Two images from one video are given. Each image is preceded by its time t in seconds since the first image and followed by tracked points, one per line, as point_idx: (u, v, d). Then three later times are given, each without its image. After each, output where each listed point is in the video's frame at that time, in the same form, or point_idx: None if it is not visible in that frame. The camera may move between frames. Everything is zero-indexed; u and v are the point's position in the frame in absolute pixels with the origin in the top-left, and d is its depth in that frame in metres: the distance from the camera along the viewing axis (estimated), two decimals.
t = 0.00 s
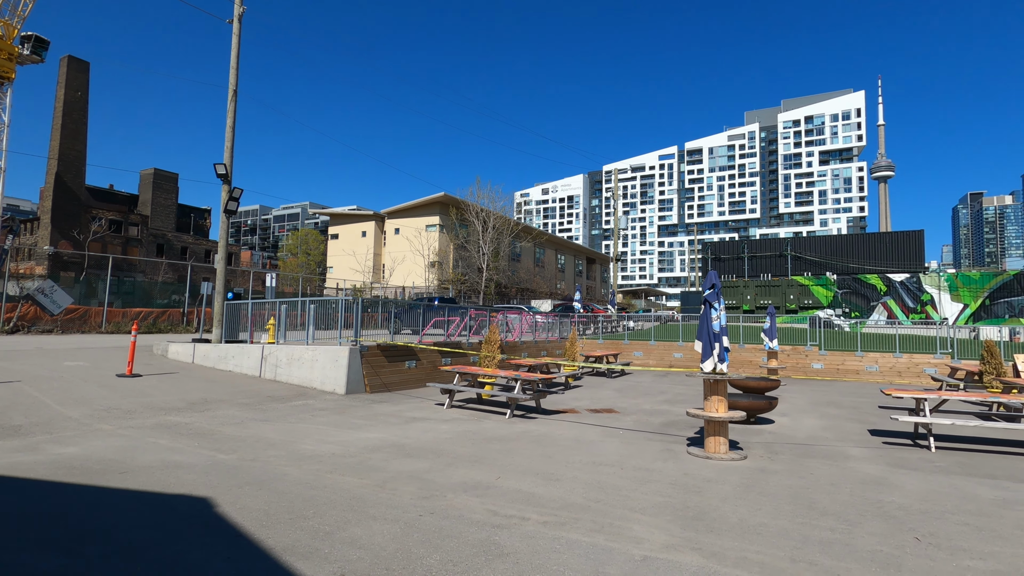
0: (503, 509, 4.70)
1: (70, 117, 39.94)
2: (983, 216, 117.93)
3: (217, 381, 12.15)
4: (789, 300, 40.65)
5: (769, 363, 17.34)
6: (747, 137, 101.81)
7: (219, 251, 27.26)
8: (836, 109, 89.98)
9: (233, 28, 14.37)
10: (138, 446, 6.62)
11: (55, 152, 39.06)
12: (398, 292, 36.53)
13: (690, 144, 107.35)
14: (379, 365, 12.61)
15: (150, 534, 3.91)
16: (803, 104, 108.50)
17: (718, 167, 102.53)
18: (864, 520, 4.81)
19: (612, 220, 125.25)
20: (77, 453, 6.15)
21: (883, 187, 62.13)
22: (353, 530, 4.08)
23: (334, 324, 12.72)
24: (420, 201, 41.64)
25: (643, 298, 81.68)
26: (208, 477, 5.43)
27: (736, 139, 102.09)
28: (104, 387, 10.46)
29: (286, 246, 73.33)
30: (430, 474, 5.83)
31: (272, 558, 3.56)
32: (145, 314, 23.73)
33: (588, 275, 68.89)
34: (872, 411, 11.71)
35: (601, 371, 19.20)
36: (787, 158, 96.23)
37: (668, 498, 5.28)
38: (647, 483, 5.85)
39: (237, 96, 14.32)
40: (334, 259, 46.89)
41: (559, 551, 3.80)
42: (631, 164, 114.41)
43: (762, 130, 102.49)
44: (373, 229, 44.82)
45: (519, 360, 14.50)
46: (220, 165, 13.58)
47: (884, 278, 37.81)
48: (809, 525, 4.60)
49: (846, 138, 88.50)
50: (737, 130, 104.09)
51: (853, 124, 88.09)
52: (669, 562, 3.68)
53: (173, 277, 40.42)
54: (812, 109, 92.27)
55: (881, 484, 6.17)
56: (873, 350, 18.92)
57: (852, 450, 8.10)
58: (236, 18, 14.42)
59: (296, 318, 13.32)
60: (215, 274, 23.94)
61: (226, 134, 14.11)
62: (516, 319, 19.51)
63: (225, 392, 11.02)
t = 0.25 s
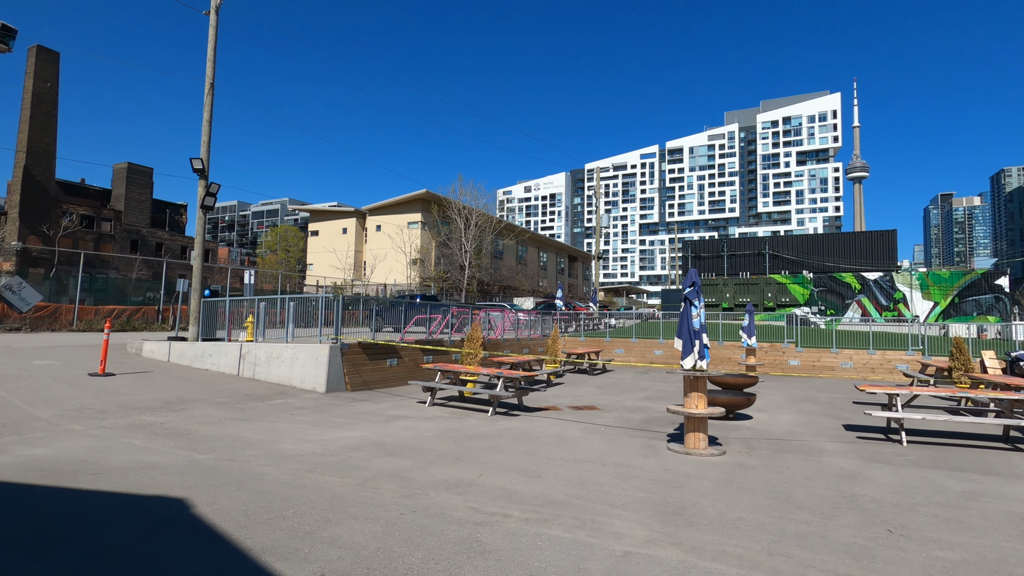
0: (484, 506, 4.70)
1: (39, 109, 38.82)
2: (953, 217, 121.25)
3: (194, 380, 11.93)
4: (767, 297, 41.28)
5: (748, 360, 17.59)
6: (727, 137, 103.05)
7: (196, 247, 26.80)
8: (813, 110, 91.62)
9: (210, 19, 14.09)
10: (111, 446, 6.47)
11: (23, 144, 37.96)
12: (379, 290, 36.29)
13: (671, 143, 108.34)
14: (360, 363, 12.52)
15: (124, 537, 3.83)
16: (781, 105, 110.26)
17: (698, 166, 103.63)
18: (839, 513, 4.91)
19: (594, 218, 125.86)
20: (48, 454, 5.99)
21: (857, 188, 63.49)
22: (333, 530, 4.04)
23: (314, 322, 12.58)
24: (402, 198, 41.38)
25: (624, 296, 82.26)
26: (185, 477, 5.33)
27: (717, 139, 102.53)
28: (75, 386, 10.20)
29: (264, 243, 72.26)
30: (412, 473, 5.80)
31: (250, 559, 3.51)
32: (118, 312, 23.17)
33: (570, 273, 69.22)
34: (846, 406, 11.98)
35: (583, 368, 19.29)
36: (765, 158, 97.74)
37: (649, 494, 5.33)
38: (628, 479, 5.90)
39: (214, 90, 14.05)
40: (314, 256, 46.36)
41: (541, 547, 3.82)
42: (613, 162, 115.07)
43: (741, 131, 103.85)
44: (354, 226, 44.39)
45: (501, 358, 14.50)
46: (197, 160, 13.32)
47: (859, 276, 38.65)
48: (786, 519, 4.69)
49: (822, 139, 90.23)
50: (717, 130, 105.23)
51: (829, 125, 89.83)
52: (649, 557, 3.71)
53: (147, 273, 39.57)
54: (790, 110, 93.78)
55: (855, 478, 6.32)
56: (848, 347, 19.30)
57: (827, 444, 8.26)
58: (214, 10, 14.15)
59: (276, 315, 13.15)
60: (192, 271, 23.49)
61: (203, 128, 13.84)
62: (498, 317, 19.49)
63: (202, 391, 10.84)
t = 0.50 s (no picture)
0: (467, 503, 4.70)
1: (7, 100, 37.65)
2: (925, 216, 124.32)
3: (170, 378, 11.71)
4: (745, 295, 41.64)
5: (727, 356, 17.85)
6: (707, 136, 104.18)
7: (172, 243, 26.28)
8: (791, 111, 93.15)
9: (186, 11, 13.81)
10: (83, 447, 6.32)
11: None
12: (360, 287, 36.01)
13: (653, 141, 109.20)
14: (341, 361, 12.40)
15: (98, 539, 3.74)
16: (760, 105, 111.83)
17: (679, 165, 104.59)
18: (815, 506, 5.01)
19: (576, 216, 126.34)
20: (16, 455, 5.83)
21: (833, 187, 64.75)
22: (314, 529, 4.01)
23: (294, 320, 12.43)
24: (384, 194, 41.08)
25: (606, 293, 82.73)
26: (161, 478, 5.24)
27: (696, 138, 104.26)
28: (45, 386, 9.92)
29: (242, 239, 71.11)
30: (393, 471, 5.76)
31: (228, 561, 3.46)
32: (90, 309, 22.59)
33: (552, 270, 69.46)
34: (821, 402, 12.21)
35: (565, 365, 19.36)
36: (744, 157, 99.07)
37: (630, 489, 5.37)
38: (609, 475, 5.95)
39: (190, 83, 13.77)
40: (294, 253, 45.77)
41: (523, 544, 3.83)
42: (595, 160, 115.63)
43: (721, 130, 105.08)
44: (334, 222, 43.93)
45: (483, 355, 14.49)
46: (172, 154, 13.04)
47: (834, 274, 39.39)
48: (763, 513, 4.77)
49: (800, 139, 91.78)
50: (697, 129, 106.30)
51: (806, 126, 91.39)
52: (631, 552, 3.74)
53: (121, 270, 38.67)
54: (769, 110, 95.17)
55: (830, 471, 6.45)
56: (823, 343, 19.70)
57: (803, 439, 8.42)
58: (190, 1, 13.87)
59: (254, 313, 12.96)
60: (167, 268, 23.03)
61: (178, 122, 13.57)
62: (480, 314, 19.47)
63: (178, 390, 10.64)
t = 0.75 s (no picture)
0: (448, 501, 4.69)
1: None
2: (897, 215, 127.24)
3: (144, 377, 11.47)
4: (724, 292, 42.35)
5: (706, 352, 18.09)
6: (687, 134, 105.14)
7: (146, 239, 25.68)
8: (769, 110, 94.48)
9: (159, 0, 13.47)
10: (53, 448, 6.16)
11: None
12: (340, 284, 35.63)
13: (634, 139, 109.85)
14: (321, 359, 12.26)
15: (68, 543, 3.65)
16: (739, 104, 113.23)
17: (659, 163, 105.44)
18: (790, 499, 5.11)
19: (558, 213, 126.60)
20: None
21: (810, 186, 65.87)
22: (292, 529, 3.96)
23: (272, 317, 12.26)
24: (364, 190, 40.67)
25: (587, 290, 83.05)
26: (135, 479, 5.13)
27: (677, 136, 105.38)
28: (12, 386, 9.63)
29: (219, 235, 69.80)
30: (373, 469, 5.73)
31: (204, 562, 3.41)
32: (60, 307, 21.94)
33: (534, 267, 69.54)
34: (797, 396, 12.44)
35: (547, 361, 19.43)
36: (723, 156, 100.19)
37: (610, 485, 5.42)
38: (590, 471, 5.98)
39: (164, 75, 13.45)
40: (272, 250, 45.08)
41: (504, 540, 3.83)
42: (577, 158, 115.96)
43: (701, 129, 106.12)
44: (314, 218, 43.38)
45: (465, 353, 14.45)
46: (146, 148, 12.74)
47: (810, 270, 39.99)
48: (740, 506, 4.84)
49: (777, 138, 93.20)
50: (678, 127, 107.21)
51: (783, 125, 92.81)
52: (611, 547, 3.77)
53: (92, 267, 37.69)
54: (747, 110, 96.40)
55: (805, 464, 6.58)
56: (800, 339, 20.04)
57: (779, 433, 8.57)
58: None
59: (231, 310, 12.74)
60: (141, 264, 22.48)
61: (152, 115, 13.24)
62: (462, 311, 19.42)
63: (152, 389, 10.42)
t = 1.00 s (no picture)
0: (434, 498, 4.68)
1: None
2: (877, 213, 129.31)
3: (123, 377, 11.28)
4: (708, 289, 42.75)
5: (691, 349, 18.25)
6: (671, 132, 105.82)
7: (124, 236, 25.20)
8: (752, 109, 95.45)
9: None
10: (28, 451, 6.03)
11: None
12: (325, 282, 35.31)
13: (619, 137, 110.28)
14: (305, 358, 12.16)
15: (45, 546, 3.58)
16: (722, 103, 114.21)
17: (645, 161, 105.95)
18: (773, 492, 5.19)
19: (544, 211, 126.67)
20: None
21: (792, 185, 66.69)
22: (277, 529, 3.93)
23: (255, 315, 12.12)
24: (349, 187, 40.33)
25: (573, 288, 83.26)
26: (115, 480, 5.05)
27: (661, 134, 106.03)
28: None
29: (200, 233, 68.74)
30: (359, 467, 5.71)
31: (186, 563, 3.37)
32: (36, 305, 21.44)
33: (520, 265, 69.50)
34: (780, 392, 12.63)
35: (533, 358, 19.45)
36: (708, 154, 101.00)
37: (596, 480, 5.46)
38: (576, 467, 6.02)
39: (143, 69, 13.20)
40: (255, 247, 44.55)
41: (490, 536, 3.84)
42: (562, 155, 116.15)
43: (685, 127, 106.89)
44: (298, 215, 42.93)
45: (450, 350, 14.42)
46: (125, 143, 12.51)
47: (792, 268, 40.35)
48: (723, 499, 4.91)
49: (760, 137, 94.23)
50: (662, 125, 107.86)
51: (766, 124, 93.83)
52: (596, 542, 3.79)
53: (69, 264, 36.90)
54: (731, 109, 97.19)
55: (787, 459, 6.69)
56: (782, 335, 20.39)
57: (762, 428, 8.69)
58: None
59: (214, 309, 12.57)
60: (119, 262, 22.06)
61: (130, 110, 13.00)
62: (448, 308, 19.36)
63: (132, 389, 10.25)
